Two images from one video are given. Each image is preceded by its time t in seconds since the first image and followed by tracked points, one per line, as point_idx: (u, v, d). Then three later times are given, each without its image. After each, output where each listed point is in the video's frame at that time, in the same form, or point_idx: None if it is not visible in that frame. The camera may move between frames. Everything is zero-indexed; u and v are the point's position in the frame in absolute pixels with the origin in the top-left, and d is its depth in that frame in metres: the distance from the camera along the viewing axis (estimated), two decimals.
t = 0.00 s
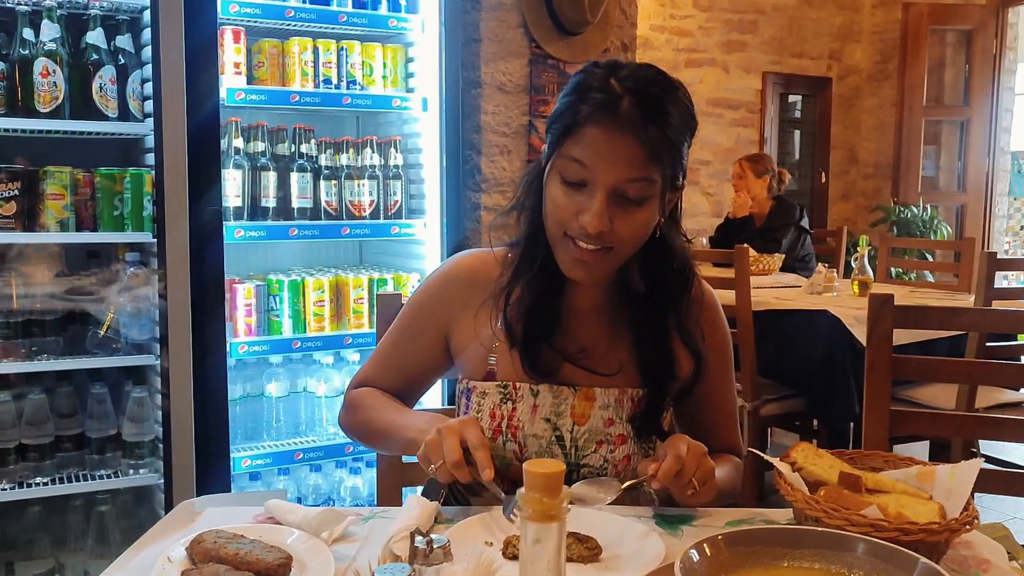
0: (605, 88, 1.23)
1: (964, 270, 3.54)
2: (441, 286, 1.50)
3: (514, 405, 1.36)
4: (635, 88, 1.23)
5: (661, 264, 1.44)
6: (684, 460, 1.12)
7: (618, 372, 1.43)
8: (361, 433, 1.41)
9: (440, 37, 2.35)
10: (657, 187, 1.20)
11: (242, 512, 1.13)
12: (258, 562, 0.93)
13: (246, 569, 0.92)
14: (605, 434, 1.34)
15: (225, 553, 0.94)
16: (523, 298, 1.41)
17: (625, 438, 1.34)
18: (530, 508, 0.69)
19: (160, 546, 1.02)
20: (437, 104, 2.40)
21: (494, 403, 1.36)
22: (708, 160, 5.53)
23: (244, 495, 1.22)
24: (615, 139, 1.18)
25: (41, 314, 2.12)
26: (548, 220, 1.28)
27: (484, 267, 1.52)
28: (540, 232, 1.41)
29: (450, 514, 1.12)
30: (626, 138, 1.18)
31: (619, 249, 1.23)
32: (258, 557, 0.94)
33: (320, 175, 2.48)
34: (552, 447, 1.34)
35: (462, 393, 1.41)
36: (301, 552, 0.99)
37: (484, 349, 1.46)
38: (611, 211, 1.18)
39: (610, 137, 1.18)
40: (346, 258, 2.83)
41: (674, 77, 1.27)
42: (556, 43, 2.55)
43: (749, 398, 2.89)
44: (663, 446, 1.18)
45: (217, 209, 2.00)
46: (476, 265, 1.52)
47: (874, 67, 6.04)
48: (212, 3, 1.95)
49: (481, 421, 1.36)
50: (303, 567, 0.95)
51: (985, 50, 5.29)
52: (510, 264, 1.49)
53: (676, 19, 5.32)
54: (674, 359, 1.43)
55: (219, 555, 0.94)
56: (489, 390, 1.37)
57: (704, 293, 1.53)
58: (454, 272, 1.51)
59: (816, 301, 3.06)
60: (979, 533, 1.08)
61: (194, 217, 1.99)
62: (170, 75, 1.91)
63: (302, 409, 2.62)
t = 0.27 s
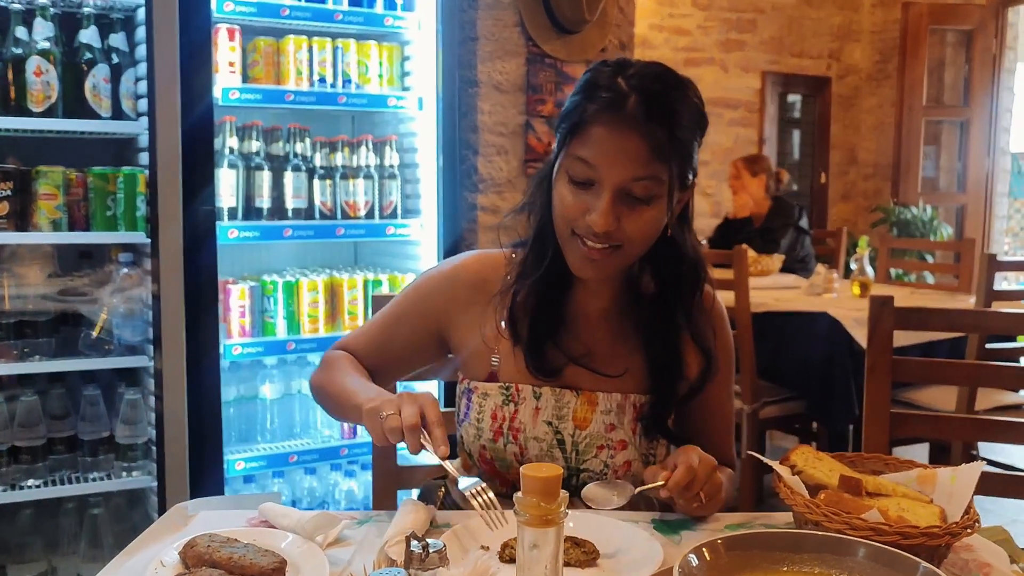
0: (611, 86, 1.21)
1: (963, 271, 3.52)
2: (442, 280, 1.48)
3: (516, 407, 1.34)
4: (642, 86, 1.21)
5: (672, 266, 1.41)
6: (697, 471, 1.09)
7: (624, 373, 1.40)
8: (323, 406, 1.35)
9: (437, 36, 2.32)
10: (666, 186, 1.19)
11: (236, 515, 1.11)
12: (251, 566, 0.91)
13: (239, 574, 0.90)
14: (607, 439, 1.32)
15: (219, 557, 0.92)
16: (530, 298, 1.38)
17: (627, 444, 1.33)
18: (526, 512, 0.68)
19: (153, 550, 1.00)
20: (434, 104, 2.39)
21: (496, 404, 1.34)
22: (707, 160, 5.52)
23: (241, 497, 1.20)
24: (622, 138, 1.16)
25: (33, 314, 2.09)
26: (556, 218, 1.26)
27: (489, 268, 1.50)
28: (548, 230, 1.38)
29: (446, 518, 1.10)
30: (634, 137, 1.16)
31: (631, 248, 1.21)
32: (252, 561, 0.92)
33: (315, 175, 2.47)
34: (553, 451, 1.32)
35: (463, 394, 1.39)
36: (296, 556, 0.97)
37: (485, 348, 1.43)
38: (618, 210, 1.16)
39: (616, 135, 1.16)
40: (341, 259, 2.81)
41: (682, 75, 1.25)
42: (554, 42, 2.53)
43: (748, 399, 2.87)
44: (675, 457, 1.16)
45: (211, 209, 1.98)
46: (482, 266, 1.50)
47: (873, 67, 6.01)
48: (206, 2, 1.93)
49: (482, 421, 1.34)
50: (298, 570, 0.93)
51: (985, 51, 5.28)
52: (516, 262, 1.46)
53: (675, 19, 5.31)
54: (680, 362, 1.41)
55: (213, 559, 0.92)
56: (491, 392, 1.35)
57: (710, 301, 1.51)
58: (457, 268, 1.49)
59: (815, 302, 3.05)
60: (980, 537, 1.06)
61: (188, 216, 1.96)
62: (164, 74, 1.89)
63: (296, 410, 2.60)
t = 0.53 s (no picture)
0: (619, 89, 1.22)
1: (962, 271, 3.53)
2: (447, 277, 1.48)
3: (520, 406, 1.35)
4: (650, 90, 1.21)
5: (676, 268, 1.42)
6: (699, 473, 1.12)
7: (628, 374, 1.40)
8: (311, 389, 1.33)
9: (437, 37, 2.34)
10: (672, 189, 1.20)
11: (237, 515, 1.12)
12: (252, 565, 0.92)
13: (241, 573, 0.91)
14: (608, 439, 1.33)
15: (219, 556, 0.93)
16: (535, 298, 1.39)
17: (628, 444, 1.34)
18: (525, 513, 0.69)
19: (155, 549, 1.01)
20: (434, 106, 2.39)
21: (500, 403, 1.35)
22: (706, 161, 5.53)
23: (241, 497, 1.21)
24: (629, 140, 1.17)
25: (35, 315, 2.10)
26: (564, 219, 1.27)
27: (491, 267, 1.50)
28: (555, 231, 1.39)
29: (446, 518, 1.11)
30: (640, 140, 1.17)
31: (637, 248, 1.23)
32: (253, 561, 0.93)
33: (316, 175, 2.48)
34: (555, 450, 1.33)
35: (468, 392, 1.41)
36: (296, 556, 0.98)
37: (488, 347, 1.44)
38: (625, 212, 1.17)
39: (624, 139, 1.17)
40: (342, 259, 2.82)
41: (690, 79, 1.26)
42: (554, 44, 2.53)
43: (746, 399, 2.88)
44: (677, 458, 1.18)
45: (212, 209, 1.99)
46: (484, 264, 1.50)
47: (871, 69, 6.00)
48: (208, 3, 1.94)
49: (486, 420, 1.36)
50: (299, 570, 0.94)
51: (983, 52, 5.29)
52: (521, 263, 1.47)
53: (675, 20, 5.33)
54: (683, 364, 1.42)
55: (214, 558, 0.93)
56: (495, 390, 1.37)
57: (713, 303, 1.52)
58: (462, 265, 1.49)
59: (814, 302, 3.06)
60: (978, 536, 1.07)
61: (189, 217, 1.97)
62: (166, 75, 1.89)
63: (298, 410, 2.60)
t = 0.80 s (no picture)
0: (623, 91, 1.22)
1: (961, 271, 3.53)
2: (449, 272, 1.48)
3: (522, 407, 1.35)
4: (654, 91, 1.21)
5: (679, 270, 1.42)
6: (697, 474, 1.11)
7: (630, 375, 1.40)
8: (302, 373, 1.29)
9: (437, 37, 2.34)
10: (676, 190, 1.20)
11: (236, 516, 1.12)
12: (251, 566, 0.92)
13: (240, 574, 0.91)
14: (610, 441, 1.33)
15: (218, 557, 0.93)
16: (537, 299, 1.39)
17: (629, 446, 1.34)
18: (524, 513, 0.69)
19: (153, 550, 1.00)
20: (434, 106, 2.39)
21: (502, 404, 1.35)
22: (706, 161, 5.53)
23: (240, 498, 1.21)
24: (633, 141, 1.17)
25: (34, 315, 2.10)
26: (567, 221, 1.27)
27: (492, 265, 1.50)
28: (557, 233, 1.38)
29: (445, 518, 1.11)
30: (643, 142, 1.17)
31: (641, 249, 1.23)
32: (252, 562, 0.93)
33: (316, 176, 2.48)
34: (557, 451, 1.33)
35: (469, 392, 1.41)
36: (295, 557, 0.98)
37: (490, 348, 1.43)
38: (629, 214, 1.17)
39: (629, 140, 1.17)
40: (341, 259, 2.82)
41: (694, 80, 1.26)
42: (553, 44, 2.53)
43: (746, 399, 2.88)
44: (676, 458, 1.17)
45: (211, 209, 1.99)
46: (484, 262, 1.50)
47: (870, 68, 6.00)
48: (207, 4, 1.94)
49: (487, 421, 1.36)
50: (298, 571, 0.94)
51: (982, 52, 5.29)
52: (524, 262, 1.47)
53: (674, 20, 5.33)
54: (685, 366, 1.42)
55: (213, 559, 0.93)
56: (497, 391, 1.37)
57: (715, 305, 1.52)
58: (465, 262, 1.49)
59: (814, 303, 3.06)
60: (978, 537, 1.07)
61: (189, 217, 1.97)
62: (166, 76, 1.89)
63: (297, 410, 2.61)
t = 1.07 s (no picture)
0: (624, 92, 1.22)
1: (961, 272, 3.53)
2: (449, 271, 1.48)
3: (524, 407, 1.35)
4: (654, 92, 1.21)
5: (680, 270, 1.42)
6: (698, 475, 1.12)
7: (632, 376, 1.41)
8: (299, 371, 1.29)
9: (437, 38, 2.34)
10: (676, 191, 1.20)
11: (238, 516, 1.12)
12: (254, 566, 0.92)
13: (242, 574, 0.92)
14: (613, 441, 1.33)
15: (220, 557, 0.93)
16: (538, 298, 1.39)
17: (632, 446, 1.34)
18: (526, 513, 0.69)
19: (156, 550, 1.01)
20: (434, 106, 2.39)
21: (504, 404, 1.35)
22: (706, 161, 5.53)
23: (240, 498, 1.21)
24: (633, 142, 1.17)
25: (35, 315, 2.10)
26: (567, 223, 1.27)
27: (492, 263, 1.50)
28: (559, 233, 1.39)
29: (447, 518, 1.11)
30: (644, 143, 1.17)
31: (640, 250, 1.23)
32: (254, 561, 0.93)
33: (317, 176, 2.48)
34: (559, 451, 1.33)
35: (470, 392, 1.41)
36: (298, 556, 0.98)
37: (491, 347, 1.44)
38: (629, 215, 1.17)
39: (628, 141, 1.17)
40: (342, 259, 2.82)
41: (692, 80, 1.26)
42: (554, 45, 2.53)
43: (746, 399, 2.88)
44: (676, 459, 1.18)
45: (212, 210, 1.99)
46: (485, 260, 1.50)
47: (871, 68, 6.01)
48: (208, 4, 1.94)
49: (489, 421, 1.36)
50: (300, 570, 0.94)
51: (982, 52, 5.30)
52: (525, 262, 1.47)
53: (674, 21, 5.33)
54: (687, 365, 1.42)
55: (215, 559, 0.93)
56: (499, 391, 1.37)
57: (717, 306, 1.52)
58: (465, 261, 1.49)
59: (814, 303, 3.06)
60: (978, 537, 1.07)
61: (190, 217, 1.97)
62: (167, 76, 1.89)
63: (298, 411, 2.61)
